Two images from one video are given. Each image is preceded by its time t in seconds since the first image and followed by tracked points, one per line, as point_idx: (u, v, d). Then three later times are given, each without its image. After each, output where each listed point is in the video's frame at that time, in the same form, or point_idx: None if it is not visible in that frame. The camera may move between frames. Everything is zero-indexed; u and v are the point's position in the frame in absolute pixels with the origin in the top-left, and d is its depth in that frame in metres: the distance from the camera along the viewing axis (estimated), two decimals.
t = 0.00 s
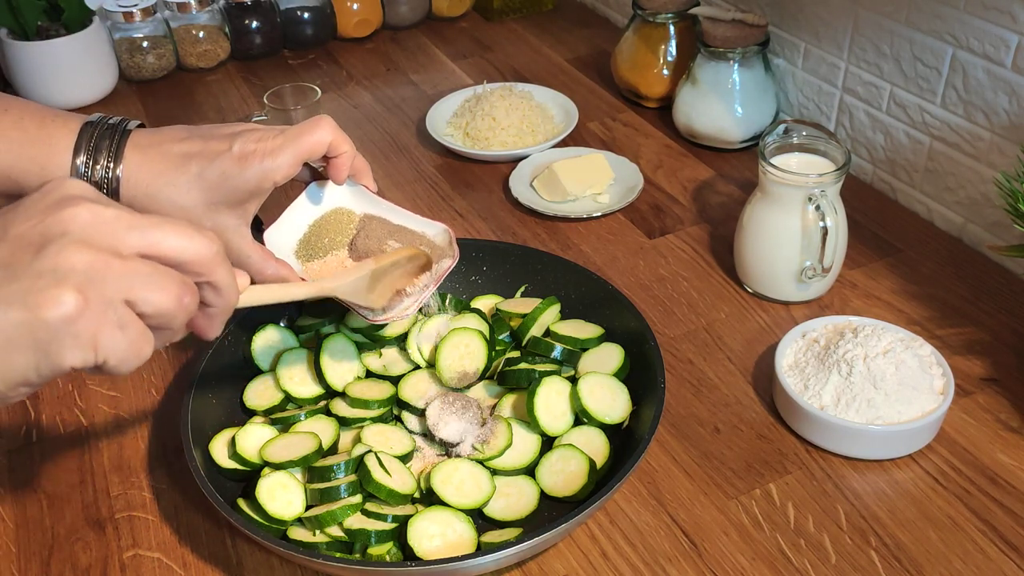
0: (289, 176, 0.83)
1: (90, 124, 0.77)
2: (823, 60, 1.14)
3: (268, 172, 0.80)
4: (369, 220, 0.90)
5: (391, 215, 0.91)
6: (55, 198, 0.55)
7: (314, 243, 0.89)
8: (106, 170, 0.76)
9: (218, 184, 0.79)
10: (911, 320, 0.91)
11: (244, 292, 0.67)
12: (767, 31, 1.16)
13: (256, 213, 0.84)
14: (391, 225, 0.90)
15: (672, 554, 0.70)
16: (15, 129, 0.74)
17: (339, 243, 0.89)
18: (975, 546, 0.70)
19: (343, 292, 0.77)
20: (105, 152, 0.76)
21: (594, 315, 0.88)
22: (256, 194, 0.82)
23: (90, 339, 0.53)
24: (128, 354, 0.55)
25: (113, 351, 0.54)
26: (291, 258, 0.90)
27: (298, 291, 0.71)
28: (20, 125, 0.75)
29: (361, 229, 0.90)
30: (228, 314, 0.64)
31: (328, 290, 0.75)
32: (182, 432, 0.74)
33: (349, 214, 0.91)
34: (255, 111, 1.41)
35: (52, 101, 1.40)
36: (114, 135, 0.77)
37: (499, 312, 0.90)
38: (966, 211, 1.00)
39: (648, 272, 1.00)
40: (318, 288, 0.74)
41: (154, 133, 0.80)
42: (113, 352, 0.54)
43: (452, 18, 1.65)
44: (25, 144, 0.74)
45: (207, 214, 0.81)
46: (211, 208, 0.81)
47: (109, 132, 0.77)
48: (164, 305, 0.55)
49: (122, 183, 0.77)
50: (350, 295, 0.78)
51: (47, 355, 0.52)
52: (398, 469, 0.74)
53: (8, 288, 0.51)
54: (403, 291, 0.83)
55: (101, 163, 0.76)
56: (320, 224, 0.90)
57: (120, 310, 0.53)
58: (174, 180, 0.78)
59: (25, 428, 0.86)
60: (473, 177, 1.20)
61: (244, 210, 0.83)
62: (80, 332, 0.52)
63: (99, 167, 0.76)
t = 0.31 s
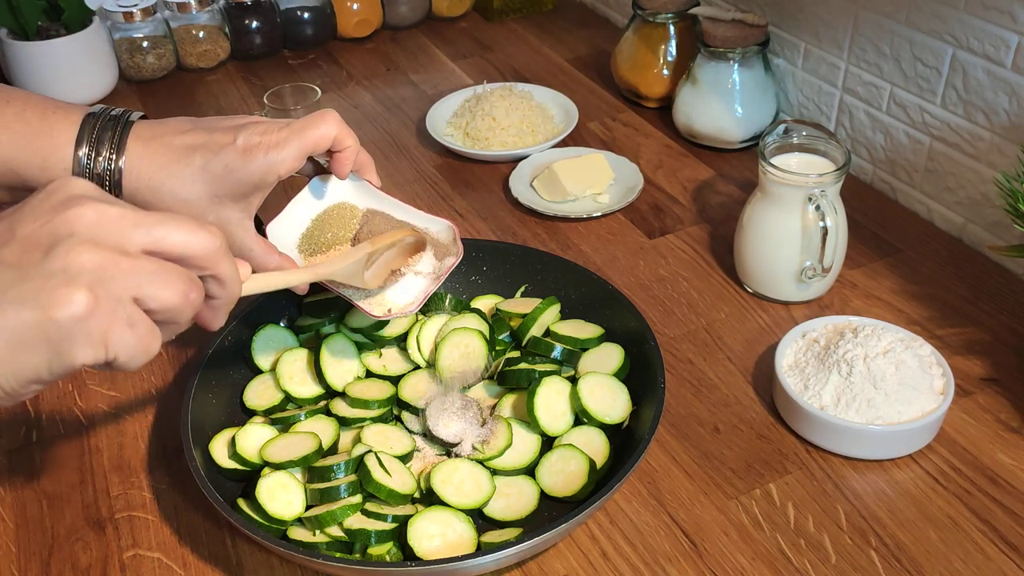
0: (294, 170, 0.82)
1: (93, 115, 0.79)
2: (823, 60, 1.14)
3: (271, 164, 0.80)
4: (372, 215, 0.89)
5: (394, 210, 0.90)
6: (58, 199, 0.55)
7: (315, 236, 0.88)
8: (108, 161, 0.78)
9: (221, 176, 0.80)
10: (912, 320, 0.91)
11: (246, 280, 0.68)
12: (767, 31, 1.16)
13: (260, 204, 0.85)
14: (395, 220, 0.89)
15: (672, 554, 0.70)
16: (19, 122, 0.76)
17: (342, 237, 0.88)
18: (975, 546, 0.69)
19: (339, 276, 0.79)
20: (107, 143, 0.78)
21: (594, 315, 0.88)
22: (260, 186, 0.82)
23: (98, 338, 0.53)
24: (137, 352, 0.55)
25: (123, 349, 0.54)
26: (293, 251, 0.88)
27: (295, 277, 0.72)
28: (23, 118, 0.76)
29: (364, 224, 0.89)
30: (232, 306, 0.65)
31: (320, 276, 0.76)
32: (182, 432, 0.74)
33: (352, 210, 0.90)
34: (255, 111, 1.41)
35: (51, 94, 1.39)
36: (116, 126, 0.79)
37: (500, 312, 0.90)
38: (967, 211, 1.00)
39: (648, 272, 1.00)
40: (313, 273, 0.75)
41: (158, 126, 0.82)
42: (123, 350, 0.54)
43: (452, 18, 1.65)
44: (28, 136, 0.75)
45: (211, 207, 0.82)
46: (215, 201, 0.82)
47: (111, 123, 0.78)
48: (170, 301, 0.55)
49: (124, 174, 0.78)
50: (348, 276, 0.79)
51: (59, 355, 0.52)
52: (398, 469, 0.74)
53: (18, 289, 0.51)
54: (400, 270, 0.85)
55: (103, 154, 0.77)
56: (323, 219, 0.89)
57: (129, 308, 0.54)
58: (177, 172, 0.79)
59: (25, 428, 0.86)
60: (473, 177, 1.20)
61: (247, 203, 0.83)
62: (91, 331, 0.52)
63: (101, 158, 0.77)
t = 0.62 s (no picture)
0: (297, 169, 0.82)
1: (95, 113, 0.80)
2: (823, 60, 1.14)
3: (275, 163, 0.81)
4: (374, 216, 0.89)
5: (396, 210, 0.90)
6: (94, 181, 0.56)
7: (317, 237, 0.88)
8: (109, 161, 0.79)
9: (225, 175, 0.81)
10: (911, 320, 0.91)
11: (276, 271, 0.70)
12: (767, 31, 1.16)
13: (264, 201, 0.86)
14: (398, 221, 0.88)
15: (672, 554, 0.70)
16: (21, 119, 0.77)
17: (344, 238, 0.87)
18: (975, 546, 0.69)
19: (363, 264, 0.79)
20: (109, 141, 0.79)
21: (594, 315, 0.88)
22: (263, 185, 0.83)
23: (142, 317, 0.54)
24: (178, 329, 0.56)
25: (164, 326, 0.55)
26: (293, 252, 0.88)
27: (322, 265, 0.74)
28: (25, 116, 0.77)
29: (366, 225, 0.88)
30: (265, 287, 0.66)
31: (346, 263, 0.77)
32: (182, 432, 0.74)
33: (354, 211, 0.90)
34: (255, 110, 1.41)
35: (52, 90, 1.38)
36: (119, 124, 0.79)
37: (500, 312, 0.90)
38: (966, 211, 1.00)
39: (648, 272, 1.00)
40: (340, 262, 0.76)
41: (160, 122, 0.82)
42: (166, 326, 0.55)
43: (452, 18, 1.65)
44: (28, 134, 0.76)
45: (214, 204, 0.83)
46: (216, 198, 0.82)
47: (114, 121, 0.79)
48: (209, 280, 0.57)
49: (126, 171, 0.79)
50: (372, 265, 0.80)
51: (103, 330, 0.53)
52: (397, 469, 0.74)
53: (62, 267, 0.52)
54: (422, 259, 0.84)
55: (105, 152, 0.78)
56: (325, 220, 0.89)
57: (170, 286, 0.55)
58: (182, 171, 0.80)
59: (25, 428, 0.86)
60: (473, 177, 1.20)
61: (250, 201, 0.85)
62: (136, 308, 0.53)
63: (104, 156, 0.79)
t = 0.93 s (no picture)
0: (296, 170, 0.82)
1: (96, 112, 0.80)
2: (823, 60, 1.14)
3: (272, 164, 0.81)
4: (374, 220, 0.89)
5: (395, 216, 0.90)
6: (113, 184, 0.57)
7: (316, 238, 0.87)
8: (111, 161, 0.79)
9: (224, 174, 0.81)
10: (911, 320, 0.91)
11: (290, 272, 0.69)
12: (767, 31, 1.16)
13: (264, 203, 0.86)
14: (397, 226, 0.89)
15: (672, 554, 0.70)
16: (21, 118, 0.77)
17: (343, 241, 0.87)
18: (975, 546, 0.70)
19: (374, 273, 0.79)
20: (108, 140, 0.79)
21: (594, 315, 0.88)
22: (262, 186, 0.82)
23: (153, 316, 0.54)
24: (191, 329, 0.57)
25: (178, 326, 0.56)
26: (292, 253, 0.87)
27: (335, 273, 0.73)
28: (26, 115, 0.77)
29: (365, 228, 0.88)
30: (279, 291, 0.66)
31: (356, 271, 0.77)
32: (182, 432, 0.74)
33: (354, 214, 0.90)
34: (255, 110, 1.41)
35: (51, 89, 1.38)
36: (118, 123, 0.80)
37: (500, 312, 0.90)
38: (966, 211, 1.00)
39: (648, 272, 1.00)
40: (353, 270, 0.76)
41: (162, 122, 0.82)
42: (180, 326, 0.56)
43: (452, 18, 1.65)
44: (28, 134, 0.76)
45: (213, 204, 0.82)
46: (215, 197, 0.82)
47: (113, 120, 0.79)
48: (223, 282, 0.58)
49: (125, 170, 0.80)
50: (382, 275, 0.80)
51: (119, 329, 0.54)
52: (397, 469, 0.74)
53: (80, 266, 0.53)
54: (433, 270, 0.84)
55: (105, 151, 0.79)
56: (324, 221, 0.89)
57: (184, 286, 0.56)
58: (180, 171, 0.80)
59: (25, 428, 0.86)
60: (473, 177, 1.20)
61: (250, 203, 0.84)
62: (148, 308, 0.54)
63: (103, 155, 0.79)
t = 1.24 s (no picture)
0: (277, 150, 0.83)
1: (78, 94, 0.79)
2: (823, 60, 1.14)
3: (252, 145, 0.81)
4: (357, 199, 0.89)
5: (378, 193, 0.90)
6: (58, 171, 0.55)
7: (300, 220, 0.88)
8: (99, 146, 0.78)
9: (207, 155, 0.80)
10: (911, 320, 0.91)
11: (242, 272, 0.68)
12: (767, 31, 1.16)
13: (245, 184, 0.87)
14: (380, 204, 0.89)
15: (672, 554, 0.70)
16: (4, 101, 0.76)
17: (327, 220, 0.88)
18: (976, 546, 0.70)
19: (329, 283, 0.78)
20: (92, 121, 0.78)
21: (594, 315, 0.88)
22: (244, 166, 0.82)
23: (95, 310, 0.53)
24: (136, 324, 0.55)
25: (120, 321, 0.54)
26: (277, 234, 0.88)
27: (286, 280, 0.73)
28: (9, 98, 0.76)
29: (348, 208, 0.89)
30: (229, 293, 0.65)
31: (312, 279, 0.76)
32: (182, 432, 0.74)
33: (337, 192, 0.90)
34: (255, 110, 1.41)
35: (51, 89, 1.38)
36: (101, 104, 0.78)
37: (500, 312, 0.89)
38: (966, 211, 1.00)
39: (648, 272, 1.00)
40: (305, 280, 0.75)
41: (142, 103, 0.82)
42: (122, 320, 0.54)
43: (451, 18, 1.65)
44: (29, 133, 0.76)
45: (195, 185, 0.82)
46: (198, 179, 0.82)
47: (96, 101, 0.78)
48: (171, 278, 0.56)
49: (110, 152, 0.79)
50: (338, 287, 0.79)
51: (56, 320, 0.52)
52: (398, 469, 0.74)
53: (18, 254, 0.51)
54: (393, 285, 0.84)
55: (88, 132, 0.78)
56: (306, 202, 0.89)
57: (129, 279, 0.54)
58: (160, 151, 0.80)
59: (25, 427, 0.86)
60: (473, 177, 1.20)
61: (232, 183, 0.84)
62: (90, 299, 0.52)
63: (88, 137, 0.78)
